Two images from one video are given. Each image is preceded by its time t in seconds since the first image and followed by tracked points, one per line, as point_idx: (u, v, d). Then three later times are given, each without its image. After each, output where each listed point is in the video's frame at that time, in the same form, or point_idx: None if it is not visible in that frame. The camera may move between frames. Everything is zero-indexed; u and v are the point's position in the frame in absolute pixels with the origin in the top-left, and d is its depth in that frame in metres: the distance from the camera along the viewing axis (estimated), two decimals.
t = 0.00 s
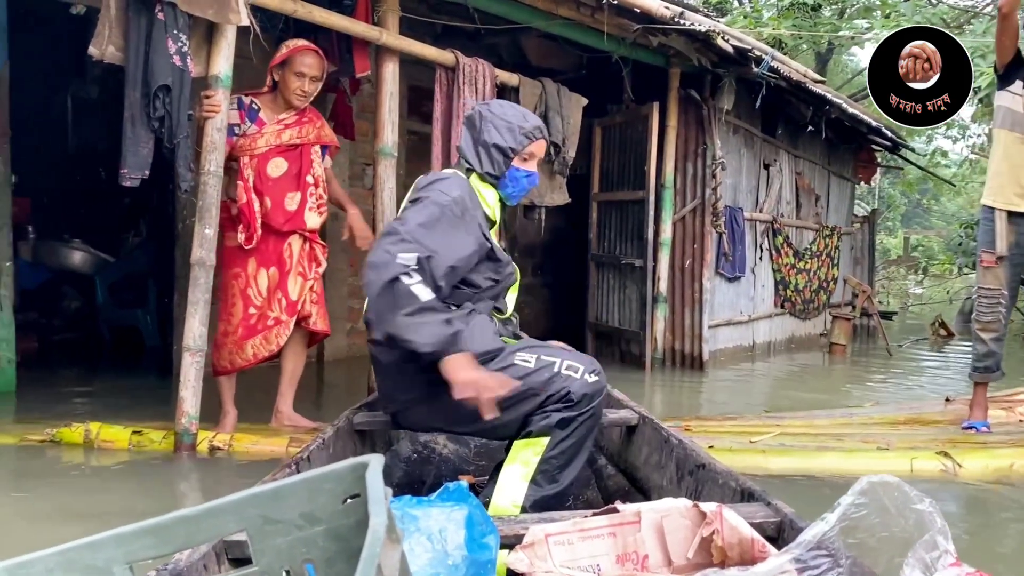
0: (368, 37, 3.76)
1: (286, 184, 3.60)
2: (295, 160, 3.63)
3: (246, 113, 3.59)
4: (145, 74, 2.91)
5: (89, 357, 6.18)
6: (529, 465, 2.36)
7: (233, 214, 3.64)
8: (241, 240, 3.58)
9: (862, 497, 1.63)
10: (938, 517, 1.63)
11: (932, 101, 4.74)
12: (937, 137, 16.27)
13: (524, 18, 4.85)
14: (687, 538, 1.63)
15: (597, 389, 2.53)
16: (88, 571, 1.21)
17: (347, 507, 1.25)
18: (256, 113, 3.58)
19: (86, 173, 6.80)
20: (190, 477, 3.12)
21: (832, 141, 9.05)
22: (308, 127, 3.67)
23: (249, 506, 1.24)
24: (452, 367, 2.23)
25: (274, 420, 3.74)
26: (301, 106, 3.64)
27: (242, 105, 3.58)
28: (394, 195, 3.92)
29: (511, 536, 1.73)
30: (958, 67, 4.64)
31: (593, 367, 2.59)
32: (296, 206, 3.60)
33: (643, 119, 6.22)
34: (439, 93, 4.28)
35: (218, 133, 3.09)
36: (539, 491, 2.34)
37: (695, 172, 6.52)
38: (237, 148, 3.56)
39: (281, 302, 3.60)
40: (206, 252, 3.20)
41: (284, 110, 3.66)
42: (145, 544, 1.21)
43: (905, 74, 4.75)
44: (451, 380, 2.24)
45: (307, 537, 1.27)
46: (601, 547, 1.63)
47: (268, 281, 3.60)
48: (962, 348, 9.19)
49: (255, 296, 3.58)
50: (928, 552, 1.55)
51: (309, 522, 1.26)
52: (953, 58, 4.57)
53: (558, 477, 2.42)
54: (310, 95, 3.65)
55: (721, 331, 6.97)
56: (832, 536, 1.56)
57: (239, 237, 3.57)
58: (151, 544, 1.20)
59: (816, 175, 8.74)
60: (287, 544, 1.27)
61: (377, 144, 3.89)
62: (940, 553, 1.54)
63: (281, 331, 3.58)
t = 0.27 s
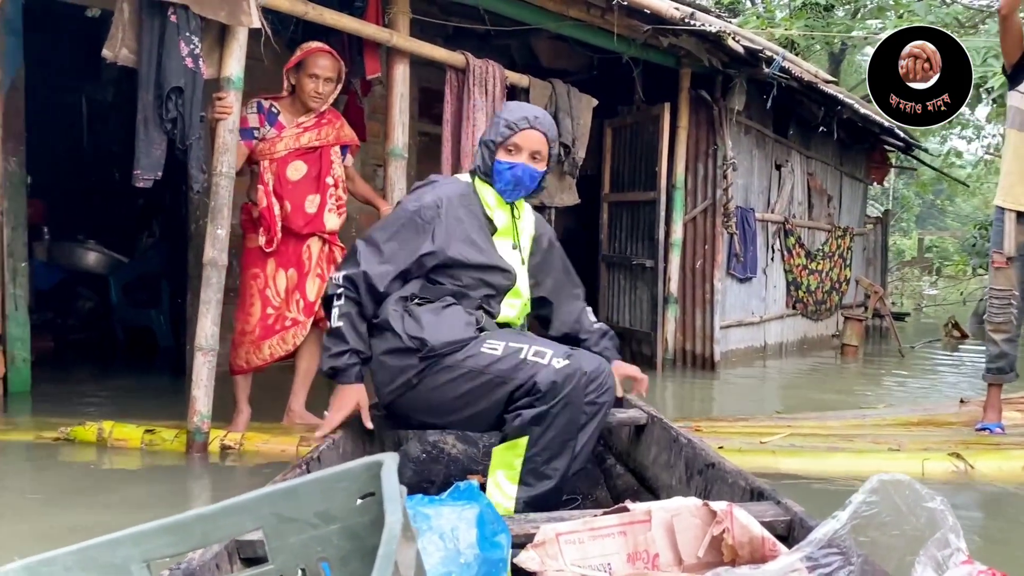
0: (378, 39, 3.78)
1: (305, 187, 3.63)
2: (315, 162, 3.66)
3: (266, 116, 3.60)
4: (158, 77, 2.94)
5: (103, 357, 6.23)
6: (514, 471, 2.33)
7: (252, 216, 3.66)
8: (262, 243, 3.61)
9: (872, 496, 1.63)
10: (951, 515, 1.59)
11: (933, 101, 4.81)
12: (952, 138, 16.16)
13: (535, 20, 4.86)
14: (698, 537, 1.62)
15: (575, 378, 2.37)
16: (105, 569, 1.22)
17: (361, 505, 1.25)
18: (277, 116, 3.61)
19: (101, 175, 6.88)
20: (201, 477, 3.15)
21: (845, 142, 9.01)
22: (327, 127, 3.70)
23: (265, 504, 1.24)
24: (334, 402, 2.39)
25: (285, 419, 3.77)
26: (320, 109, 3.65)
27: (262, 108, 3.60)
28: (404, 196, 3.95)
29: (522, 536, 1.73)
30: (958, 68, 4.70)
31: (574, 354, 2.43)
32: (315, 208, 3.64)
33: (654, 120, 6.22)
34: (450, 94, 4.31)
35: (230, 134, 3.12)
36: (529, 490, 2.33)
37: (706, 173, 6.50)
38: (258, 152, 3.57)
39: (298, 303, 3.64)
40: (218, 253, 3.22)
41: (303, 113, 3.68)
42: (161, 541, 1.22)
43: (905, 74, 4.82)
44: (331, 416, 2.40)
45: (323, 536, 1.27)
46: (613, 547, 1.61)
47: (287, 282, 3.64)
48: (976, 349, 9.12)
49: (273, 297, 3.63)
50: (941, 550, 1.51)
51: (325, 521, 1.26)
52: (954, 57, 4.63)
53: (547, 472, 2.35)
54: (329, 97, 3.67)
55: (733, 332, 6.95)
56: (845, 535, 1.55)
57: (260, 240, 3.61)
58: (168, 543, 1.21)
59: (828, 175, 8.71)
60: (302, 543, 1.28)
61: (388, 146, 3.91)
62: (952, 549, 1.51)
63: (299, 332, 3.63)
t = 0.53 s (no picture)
0: (388, 43, 3.80)
1: (322, 192, 3.67)
2: (332, 167, 3.69)
3: (283, 123, 3.61)
4: (169, 82, 2.97)
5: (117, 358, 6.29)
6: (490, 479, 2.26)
7: (269, 221, 3.68)
8: (280, 247, 3.65)
9: (880, 497, 1.61)
10: (958, 515, 1.59)
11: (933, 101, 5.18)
12: (967, 139, 16.04)
13: (544, 22, 4.87)
14: (705, 540, 1.61)
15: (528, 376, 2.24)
16: None
17: (370, 510, 1.29)
18: (294, 122, 3.61)
19: (115, 178, 6.94)
20: (211, 477, 3.18)
21: (857, 144, 8.97)
22: (344, 133, 3.72)
23: (276, 510, 1.27)
24: (339, 412, 2.38)
25: (296, 420, 3.79)
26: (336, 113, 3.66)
27: (279, 115, 3.60)
28: (413, 200, 3.98)
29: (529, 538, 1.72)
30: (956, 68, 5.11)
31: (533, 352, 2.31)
32: (332, 213, 3.68)
33: (664, 122, 6.21)
34: (458, 97, 4.33)
35: (240, 138, 3.14)
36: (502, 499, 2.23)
37: (716, 175, 6.49)
38: (276, 158, 3.61)
39: (315, 306, 3.68)
40: (228, 255, 3.25)
41: (320, 119, 3.69)
42: (172, 549, 1.22)
43: (905, 73, 5.17)
44: (339, 424, 2.39)
45: (332, 541, 1.30)
46: (621, 549, 1.59)
47: (304, 285, 3.68)
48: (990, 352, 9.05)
49: (291, 300, 3.66)
50: (948, 551, 1.52)
51: (334, 526, 1.30)
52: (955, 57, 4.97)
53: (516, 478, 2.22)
54: (345, 100, 3.70)
55: (744, 334, 6.93)
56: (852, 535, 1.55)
57: (278, 245, 3.64)
58: (179, 548, 1.21)
59: (840, 177, 8.67)
60: (312, 548, 1.30)
61: (398, 149, 3.93)
62: (959, 551, 1.52)
63: (316, 335, 3.67)
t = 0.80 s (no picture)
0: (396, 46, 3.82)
1: (335, 196, 3.68)
2: (345, 171, 3.70)
3: (297, 126, 3.63)
4: (179, 85, 3.00)
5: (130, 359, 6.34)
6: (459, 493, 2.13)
7: (284, 225, 3.72)
8: (294, 250, 3.68)
9: (894, 507, 1.53)
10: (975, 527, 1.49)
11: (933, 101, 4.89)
12: (981, 140, 15.92)
13: (553, 25, 4.88)
14: (716, 545, 1.54)
15: (464, 382, 2.12)
16: (136, 566, 1.19)
17: (389, 507, 1.24)
18: (307, 126, 3.64)
19: (128, 180, 7.00)
20: (220, 477, 3.20)
21: (869, 145, 8.93)
22: (358, 136, 3.74)
23: (295, 505, 1.23)
24: (347, 410, 2.34)
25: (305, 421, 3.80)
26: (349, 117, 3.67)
27: (294, 119, 3.62)
28: (422, 202, 3.99)
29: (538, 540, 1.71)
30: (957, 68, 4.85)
31: (478, 355, 2.18)
32: (345, 217, 3.69)
33: (674, 124, 6.21)
34: (467, 100, 4.35)
35: (249, 140, 3.16)
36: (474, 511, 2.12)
37: (726, 177, 6.47)
38: (289, 162, 3.65)
39: (329, 308, 3.72)
40: (237, 256, 3.27)
41: (334, 123, 3.71)
42: (192, 540, 1.20)
43: (905, 73, 4.94)
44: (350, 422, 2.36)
45: (351, 536, 1.25)
46: (632, 554, 1.52)
47: (318, 287, 3.71)
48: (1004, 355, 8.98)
49: (305, 303, 3.70)
50: (963, 562, 1.43)
51: (352, 522, 1.25)
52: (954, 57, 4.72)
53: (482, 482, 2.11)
54: (358, 103, 3.71)
55: (754, 336, 6.90)
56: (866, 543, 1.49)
57: (292, 248, 3.67)
58: (201, 540, 1.20)
59: (852, 179, 8.63)
60: (331, 543, 1.26)
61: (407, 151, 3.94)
62: (976, 562, 1.42)
63: (330, 336, 3.72)
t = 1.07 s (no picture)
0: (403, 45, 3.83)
1: (346, 195, 3.70)
2: (355, 170, 3.72)
3: (307, 126, 3.65)
4: (186, 83, 3.02)
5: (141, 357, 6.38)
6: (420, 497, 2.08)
7: (297, 224, 3.75)
8: (307, 249, 3.70)
9: (902, 504, 1.47)
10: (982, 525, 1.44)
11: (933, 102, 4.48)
12: (995, 140, 15.79)
13: (560, 24, 4.88)
14: (722, 543, 1.51)
15: (396, 387, 2.07)
16: (141, 546, 1.18)
17: (396, 493, 1.18)
18: (317, 126, 3.66)
19: (140, 180, 7.05)
20: (227, 475, 3.22)
21: (880, 145, 8.88)
22: (367, 135, 3.75)
23: (301, 488, 1.18)
24: (351, 407, 2.28)
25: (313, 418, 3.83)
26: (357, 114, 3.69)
27: (303, 118, 3.64)
28: (428, 201, 4.01)
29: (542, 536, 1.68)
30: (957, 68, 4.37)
31: (407, 358, 2.13)
32: (357, 215, 3.71)
33: (682, 124, 6.20)
34: (474, 99, 4.37)
35: (256, 139, 3.18)
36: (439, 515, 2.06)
37: (735, 177, 6.45)
38: (300, 162, 3.66)
39: (343, 305, 3.74)
40: (244, 255, 3.29)
41: (343, 121, 3.72)
42: (197, 522, 1.17)
43: (904, 74, 4.52)
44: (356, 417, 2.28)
45: (357, 521, 1.21)
46: (637, 549, 1.50)
47: (332, 285, 3.73)
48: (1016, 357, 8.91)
49: (319, 300, 3.71)
50: (970, 561, 1.40)
51: (358, 507, 1.20)
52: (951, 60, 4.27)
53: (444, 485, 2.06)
54: (365, 100, 3.70)
55: (763, 337, 6.88)
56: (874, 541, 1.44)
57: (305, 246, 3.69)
58: (204, 523, 1.17)
59: (862, 179, 8.58)
60: (336, 528, 1.21)
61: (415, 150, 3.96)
62: (983, 561, 1.39)
63: (343, 333, 3.74)
